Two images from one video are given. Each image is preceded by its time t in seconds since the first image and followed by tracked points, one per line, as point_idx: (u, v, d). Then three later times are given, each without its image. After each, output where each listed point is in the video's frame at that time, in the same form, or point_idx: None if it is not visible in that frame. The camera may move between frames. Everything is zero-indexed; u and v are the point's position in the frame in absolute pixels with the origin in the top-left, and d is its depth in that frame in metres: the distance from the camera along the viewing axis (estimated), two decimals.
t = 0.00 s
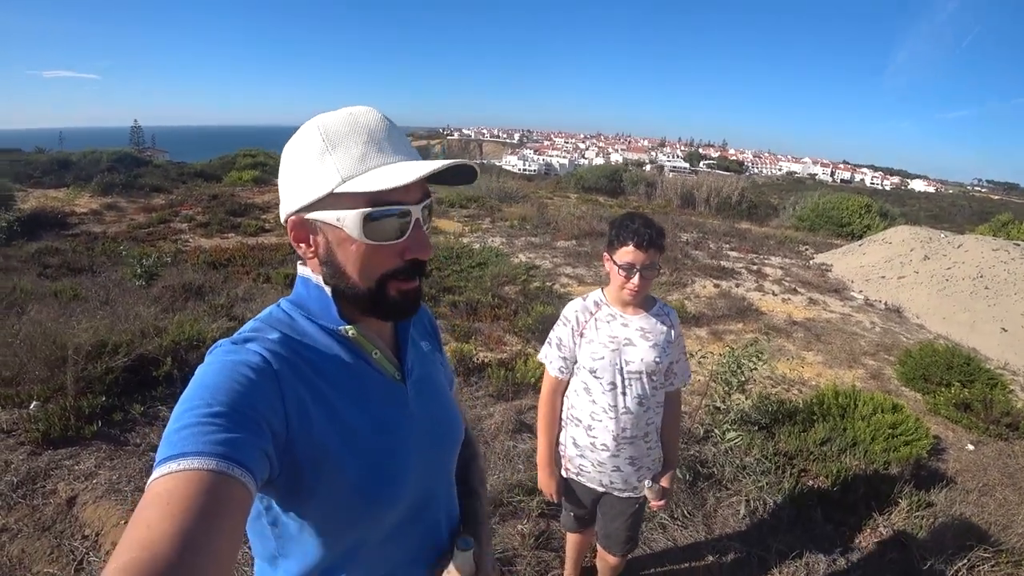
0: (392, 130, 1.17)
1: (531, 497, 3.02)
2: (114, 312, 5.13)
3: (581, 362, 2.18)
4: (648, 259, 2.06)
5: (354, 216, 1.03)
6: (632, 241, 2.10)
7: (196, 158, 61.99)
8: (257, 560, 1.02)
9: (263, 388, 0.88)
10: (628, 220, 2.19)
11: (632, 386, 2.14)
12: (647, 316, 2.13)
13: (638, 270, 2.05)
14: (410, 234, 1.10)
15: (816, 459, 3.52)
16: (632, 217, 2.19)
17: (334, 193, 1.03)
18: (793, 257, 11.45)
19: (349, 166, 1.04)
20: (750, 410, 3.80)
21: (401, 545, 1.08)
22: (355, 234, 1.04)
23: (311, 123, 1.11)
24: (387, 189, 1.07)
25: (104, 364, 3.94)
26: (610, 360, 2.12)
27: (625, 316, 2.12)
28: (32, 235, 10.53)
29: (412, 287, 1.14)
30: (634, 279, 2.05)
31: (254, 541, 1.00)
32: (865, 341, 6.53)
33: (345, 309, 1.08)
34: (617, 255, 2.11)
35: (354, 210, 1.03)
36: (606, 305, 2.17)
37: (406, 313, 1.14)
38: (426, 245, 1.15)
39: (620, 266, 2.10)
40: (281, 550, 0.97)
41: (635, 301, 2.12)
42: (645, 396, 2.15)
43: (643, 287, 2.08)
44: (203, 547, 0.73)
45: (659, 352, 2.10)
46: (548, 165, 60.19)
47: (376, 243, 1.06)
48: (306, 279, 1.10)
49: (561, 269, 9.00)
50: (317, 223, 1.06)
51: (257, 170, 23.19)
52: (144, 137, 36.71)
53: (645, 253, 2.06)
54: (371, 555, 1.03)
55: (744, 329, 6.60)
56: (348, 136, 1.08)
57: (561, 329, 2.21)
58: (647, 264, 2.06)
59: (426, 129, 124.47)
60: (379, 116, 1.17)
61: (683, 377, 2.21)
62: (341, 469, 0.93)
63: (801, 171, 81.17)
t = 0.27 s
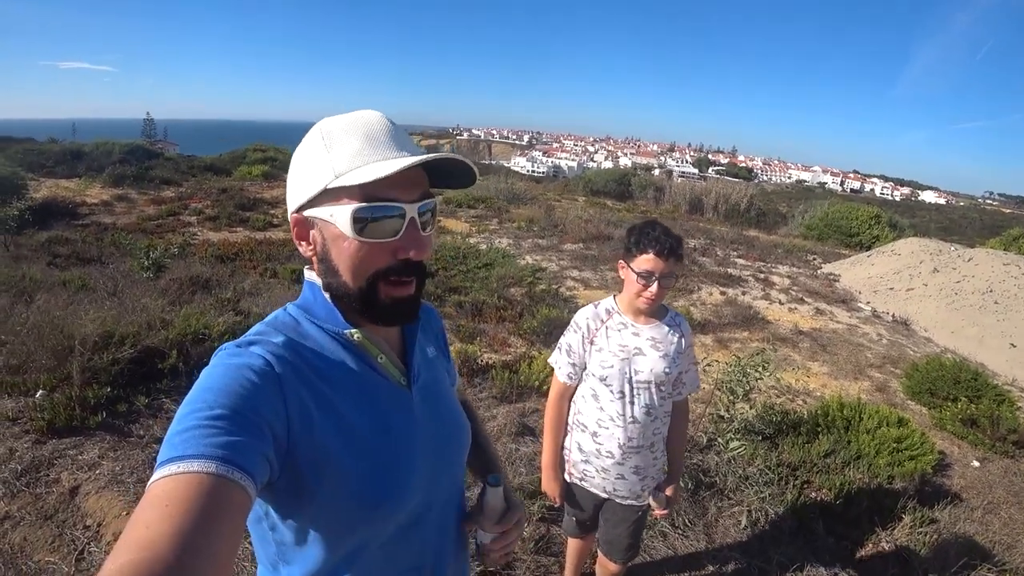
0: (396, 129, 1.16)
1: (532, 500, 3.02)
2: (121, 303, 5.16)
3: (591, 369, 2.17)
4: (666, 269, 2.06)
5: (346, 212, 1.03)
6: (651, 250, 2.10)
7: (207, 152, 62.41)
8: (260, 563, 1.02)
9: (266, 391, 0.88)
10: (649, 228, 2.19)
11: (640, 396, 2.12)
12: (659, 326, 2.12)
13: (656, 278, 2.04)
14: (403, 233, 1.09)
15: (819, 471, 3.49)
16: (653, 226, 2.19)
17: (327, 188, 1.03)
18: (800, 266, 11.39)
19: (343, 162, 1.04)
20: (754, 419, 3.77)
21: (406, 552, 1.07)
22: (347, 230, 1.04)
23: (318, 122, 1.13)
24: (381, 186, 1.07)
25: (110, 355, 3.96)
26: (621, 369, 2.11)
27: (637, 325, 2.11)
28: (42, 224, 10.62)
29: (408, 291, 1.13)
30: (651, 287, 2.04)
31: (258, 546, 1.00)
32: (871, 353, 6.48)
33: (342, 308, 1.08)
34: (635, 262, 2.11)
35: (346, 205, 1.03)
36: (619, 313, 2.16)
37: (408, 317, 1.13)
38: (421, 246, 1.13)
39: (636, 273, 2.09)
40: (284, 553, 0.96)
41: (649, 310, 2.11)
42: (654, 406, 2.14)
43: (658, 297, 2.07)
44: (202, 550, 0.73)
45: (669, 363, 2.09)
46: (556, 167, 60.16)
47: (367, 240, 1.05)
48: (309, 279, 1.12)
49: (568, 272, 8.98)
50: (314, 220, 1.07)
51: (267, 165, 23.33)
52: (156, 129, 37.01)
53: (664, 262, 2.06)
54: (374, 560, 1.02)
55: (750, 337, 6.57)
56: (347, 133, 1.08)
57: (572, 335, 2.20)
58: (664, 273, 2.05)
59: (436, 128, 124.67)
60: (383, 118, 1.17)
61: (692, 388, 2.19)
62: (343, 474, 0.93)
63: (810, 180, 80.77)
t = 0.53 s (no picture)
0: (407, 132, 1.16)
1: (534, 500, 3.02)
2: (127, 299, 5.19)
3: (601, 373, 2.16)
4: (685, 273, 2.05)
5: (351, 214, 1.03)
6: (673, 253, 2.08)
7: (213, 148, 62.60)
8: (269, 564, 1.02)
9: (275, 393, 0.88)
10: (667, 231, 2.18)
11: (649, 399, 2.13)
12: (672, 330, 2.12)
13: (676, 281, 2.03)
14: (409, 236, 1.08)
15: (822, 474, 3.48)
16: (671, 229, 2.18)
17: (334, 191, 1.04)
18: (806, 268, 11.34)
19: (349, 165, 1.04)
20: (758, 421, 3.76)
21: (413, 555, 1.07)
22: (352, 232, 1.04)
23: (330, 125, 1.14)
24: (387, 188, 1.07)
25: (115, 351, 3.99)
26: (631, 373, 2.11)
27: (649, 329, 2.11)
28: (50, 219, 10.69)
29: (415, 294, 1.12)
30: (671, 291, 2.03)
31: (266, 547, 1.00)
32: (876, 356, 6.45)
33: (350, 310, 1.09)
34: (653, 264, 2.10)
35: (350, 208, 1.03)
36: (631, 316, 2.15)
37: (417, 320, 1.14)
38: (428, 249, 1.12)
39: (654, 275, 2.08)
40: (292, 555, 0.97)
41: (664, 314, 2.10)
42: (662, 409, 2.15)
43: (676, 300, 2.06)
44: (210, 552, 0.73)
45: (678, 367, 2.11)
46: (561, 166, 60.06)
47: (371, 242, 1.04)
48: (320, 281, 1.13)
49: (572, 272, 8.97)
50: (322, 223, 1.07)
51: (273, 161, 23.38)
52: (163, 125, 37.15)
53: (684, 266, 2.06)
54: (382, 563, 1.02)
55: (754, 339, 6.55)
56: (355, 136, 1.08)
57: (582, 338, 2.18)
58: (683, 277, 2.05)
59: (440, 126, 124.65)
60: (393, 120, 1.17)
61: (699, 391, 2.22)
62: (351, 477, 0.93)
63: (816, 180, 80.41)
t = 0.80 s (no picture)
0: (428, 134, 1.17)
1: (535, 498, 3.03)
2: (127, 296, 5.19)
3: (610, 371, 2.16)
4: (697, 272, 2.06)
5: (380, 214, 1.04)
6: (684, 252, 2.08)
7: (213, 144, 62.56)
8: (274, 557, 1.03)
9: (287, 389, 0.89)
10: (679, 230, 2.18)
11: (658, 398, 2.13)
12: (681, 330, 2.13)
13: (689, 280, 2.03)
14: (434, 237, 1.10)
15: (822, 472, 3.49)
16: (683, 228, 2.19)
17: (361, 190, 1.04)
18: (806, 267, 11.34)
19: (377, 165, 1.04)
20: (757, 420, 3.76)
21: (417, 553, 1.07)
22: (380, 233, 1.04)
23: (349, 123, 1.14)
24: (415, 190, 1.08)
25: (116, 348, 3.99)
26: (641, 372, 2.11)
27: (660, 329, 2.11)
28: (50, 215, 10.69)
29: (434, 294, 1.13)
30: (682, 290, 2.03)
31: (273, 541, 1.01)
32: (876, 355, 6.45)
33: (366, 308, 1.09)
34: (665, 263, 2.10)
35: (380, 208, 1.04)
36: (643, 316, 2.15)
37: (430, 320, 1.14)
38: (450, 250, 1.14)
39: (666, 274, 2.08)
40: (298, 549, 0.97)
41: (675, 314, 2.11)
42: (671, 408, 2.15)
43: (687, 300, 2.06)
44: (219, 545, 0.74)
45: (687, 366, 2.12)
46: (561, 164, 60.01)
47: (400, 243, 1.05)
48: (335, 278, 1.12)
49: (572, 270, 8.98)
50: (345, 221, 1.07)
51: (273, 158, 23.37)
52: (163, 122, 37.11)
53: (696, 266, 2.06)
54: (386, 560, 1.02)
55: (754, 337, 6.56)
56: (382, 136, 1.08)
57: (591, 337, 2.18)
58: (695, 277, 2.05)
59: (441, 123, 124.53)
60: (414, 121, 1.17)
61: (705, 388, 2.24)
62: (359, 474, 0.94)
63: (817, 180, 80.27)
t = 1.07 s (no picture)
0: (431, 131, 1.18)
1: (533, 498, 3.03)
2: (119, 308, 5.16)
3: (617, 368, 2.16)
4: (698, 264, 2.09)
5: (387, 210, 1.05)
6: (684, 245, 2.12)
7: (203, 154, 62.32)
8: (275, 550, 1.04)
9: (289, 383, 0.90)
10: (678, 224, 2.22)
11: (666, 393, 2.13)
12: (685, 324, 2.15)
13: (689, 273, 2.06)
14: (440, 233, 1.11)
15: (818, 466, 3.52)
16: (681, 223, 2.22)
17: (367, 187, 1.05)
18: (798, 263, 11.42)
19: (383, 162, 1.05)
20: (753, 415, 3.79)
21: (418, 547, 1.08)
22: (387, 229, 1.06)
23: (353, 121, 1.14)
24: (421, 187, 1.09)
25: (109, 359, 3.96)
26: (648, 368, 2.12)
27: (665, 324, 2.13)
28: (39, 229, 10.61)
29: (438, 288, 1.14)
30: (683, 283, 2.05)
31: (276, 534, 1.01)
32: (869, 348, 6.50)
33: (370, 303, 1.09)
34: (666, 258, 2.13)
35: (386, 204, 1.05)
36: (648, 311, 2.16)
37: (434, 314, 1.14)
38: (455, 246, 1.15)
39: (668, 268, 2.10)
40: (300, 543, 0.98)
41: (678, 308, 2.13)
42: (678, 402, 2.16)
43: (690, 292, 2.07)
44: (220, 537, 0.74)
45: (693, 360, 2.13)
46: (553, 167, 60.18)
47: (407, 239, 1.07)
48: (337, 272, 1.13)
49: (565, 272, 9.00)
50: (350, 217, 1.08)
51: (264, 167, 23.31)
52: (152, 133, 36.95)
53: (696, 259, 2.09)
54: (387, 553, 1.03)
55: (748, 334, 6.59)
56: (387, 133, 1.09)
57: (597, 335, 2.19)
58: (696, 269, 2.08)
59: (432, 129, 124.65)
60: (417, 118, 1.18)
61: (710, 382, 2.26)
62: (361, 468, 0.94)
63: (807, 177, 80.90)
